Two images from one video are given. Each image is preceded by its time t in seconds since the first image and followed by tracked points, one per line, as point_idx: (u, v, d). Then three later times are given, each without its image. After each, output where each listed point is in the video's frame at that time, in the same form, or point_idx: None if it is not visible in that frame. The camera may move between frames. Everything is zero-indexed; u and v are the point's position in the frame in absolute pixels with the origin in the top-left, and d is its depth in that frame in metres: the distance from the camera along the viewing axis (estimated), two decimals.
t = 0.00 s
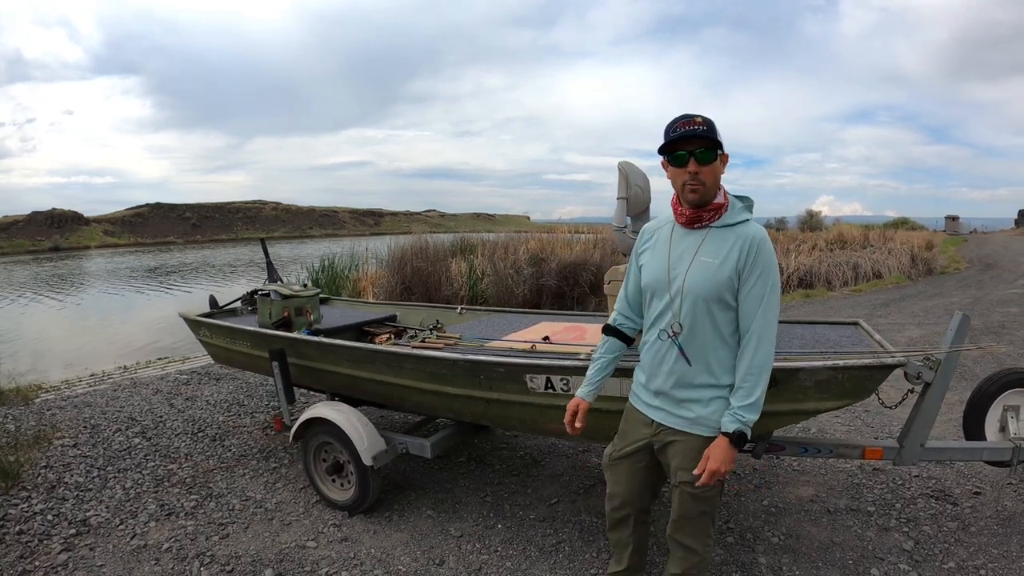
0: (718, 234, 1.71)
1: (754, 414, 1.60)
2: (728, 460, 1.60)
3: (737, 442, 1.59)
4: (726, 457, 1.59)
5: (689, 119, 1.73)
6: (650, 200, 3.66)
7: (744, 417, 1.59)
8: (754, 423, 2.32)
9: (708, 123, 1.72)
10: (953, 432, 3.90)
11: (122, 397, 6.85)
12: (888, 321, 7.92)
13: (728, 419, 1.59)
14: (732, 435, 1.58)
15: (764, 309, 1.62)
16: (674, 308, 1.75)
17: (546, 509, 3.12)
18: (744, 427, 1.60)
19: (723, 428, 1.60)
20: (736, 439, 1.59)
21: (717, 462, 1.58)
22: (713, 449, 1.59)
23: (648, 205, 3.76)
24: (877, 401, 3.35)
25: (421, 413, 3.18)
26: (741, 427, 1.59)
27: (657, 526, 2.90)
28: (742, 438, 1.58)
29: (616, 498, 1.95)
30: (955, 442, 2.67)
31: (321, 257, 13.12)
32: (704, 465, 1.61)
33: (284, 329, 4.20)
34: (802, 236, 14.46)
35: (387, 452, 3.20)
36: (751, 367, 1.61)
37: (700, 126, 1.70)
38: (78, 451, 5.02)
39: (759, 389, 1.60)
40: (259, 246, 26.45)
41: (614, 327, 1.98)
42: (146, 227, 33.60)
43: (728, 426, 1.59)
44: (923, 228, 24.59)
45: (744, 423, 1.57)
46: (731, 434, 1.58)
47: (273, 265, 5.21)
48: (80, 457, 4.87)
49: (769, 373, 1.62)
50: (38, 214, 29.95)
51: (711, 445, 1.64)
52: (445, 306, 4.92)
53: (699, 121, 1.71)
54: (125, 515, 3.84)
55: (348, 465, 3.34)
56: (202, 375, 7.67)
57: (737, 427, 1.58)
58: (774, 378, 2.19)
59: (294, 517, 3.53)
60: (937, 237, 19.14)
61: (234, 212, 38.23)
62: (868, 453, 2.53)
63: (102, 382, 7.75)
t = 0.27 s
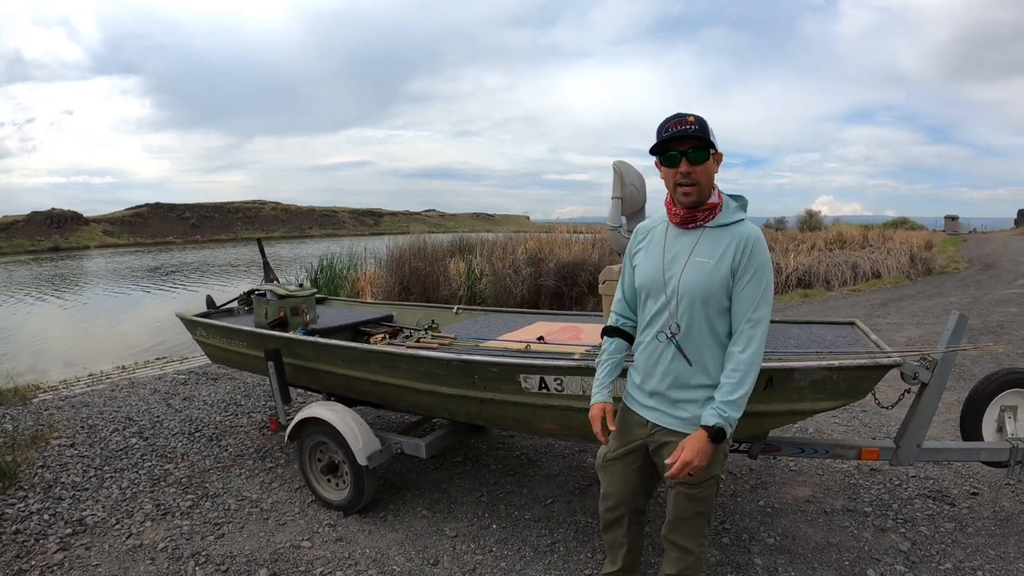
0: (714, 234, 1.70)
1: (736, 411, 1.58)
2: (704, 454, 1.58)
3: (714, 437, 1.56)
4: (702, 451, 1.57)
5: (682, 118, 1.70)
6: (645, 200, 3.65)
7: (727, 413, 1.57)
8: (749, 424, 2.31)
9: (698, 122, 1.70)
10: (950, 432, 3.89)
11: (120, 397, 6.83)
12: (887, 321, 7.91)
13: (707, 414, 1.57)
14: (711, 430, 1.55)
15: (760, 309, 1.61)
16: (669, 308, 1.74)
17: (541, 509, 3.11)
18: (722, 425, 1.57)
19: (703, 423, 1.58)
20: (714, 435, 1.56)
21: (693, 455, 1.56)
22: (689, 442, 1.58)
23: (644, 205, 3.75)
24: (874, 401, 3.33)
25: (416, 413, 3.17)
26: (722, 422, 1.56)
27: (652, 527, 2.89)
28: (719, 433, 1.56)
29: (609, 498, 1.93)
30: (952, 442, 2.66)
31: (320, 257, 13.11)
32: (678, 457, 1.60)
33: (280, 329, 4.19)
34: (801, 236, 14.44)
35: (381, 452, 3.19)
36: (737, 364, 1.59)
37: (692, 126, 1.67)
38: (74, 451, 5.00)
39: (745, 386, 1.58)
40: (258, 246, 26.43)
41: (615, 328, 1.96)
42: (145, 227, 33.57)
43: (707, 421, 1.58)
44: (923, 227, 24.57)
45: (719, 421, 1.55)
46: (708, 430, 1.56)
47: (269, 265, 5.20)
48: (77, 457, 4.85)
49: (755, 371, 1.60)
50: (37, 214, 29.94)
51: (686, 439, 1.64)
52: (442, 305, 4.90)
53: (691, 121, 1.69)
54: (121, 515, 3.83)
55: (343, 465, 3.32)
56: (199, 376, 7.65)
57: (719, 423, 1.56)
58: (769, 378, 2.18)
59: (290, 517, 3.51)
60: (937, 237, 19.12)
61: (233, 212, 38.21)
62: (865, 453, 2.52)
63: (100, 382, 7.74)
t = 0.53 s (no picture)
0: (702, 235, 1.68)
1: (753, 418, 1.57)
2: (733, 465, 1.57)
3: (738, 447, 1.56)
4: (730, 462, 1.56)
5: (643, 127, 1.70)
6: (642, 200, 3.64)
7: (745, 422, 1.56)
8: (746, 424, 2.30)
9: (657, 127, 1.67)
10: (949, 433, 3.88)
11: (118, 397, 6.82)
12: (886, 321, 7.90)
13: (729, 426, 1.56)
14: (735, 441, 1.54)
15: (747, 311, 1.58)
16: (658, 308, 1.74)
17: (538, 509, 3.10)
18: (745, 433, 1.56)
19: (724, 434, 1.57)
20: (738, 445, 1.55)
21: (722, 467, 1.54)
22: (717, 453, 1.56)
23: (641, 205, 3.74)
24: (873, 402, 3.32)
25: (412, 412, 3.15)
26: (743, 431, 1.55)
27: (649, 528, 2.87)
28: (743, 443, 1.55)
29: (602, 498, 1.92)
30: (950, 443, 2.65)
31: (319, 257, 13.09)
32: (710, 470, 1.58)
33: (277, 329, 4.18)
34: (801, 235, 14.43)
35: (378, 452, 3.17)
36: (745, 370, 1.57)
37: (648, 133, 1.67)
38: (72, 451, 4.99)
39: (755, 391, 1.57)
40: (257, 246, 26.41)
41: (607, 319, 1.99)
42: (145, 227, 33.55)
43: (729, 432, 1.56)
44: (922, 227, 24.54)
45: (744, 432, 1.53)
46: (730, 440, 1.55)
47: (267, 265, 5.19)
48: (75, 457, 4.84)
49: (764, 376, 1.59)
50: (37, 214, 29.93)
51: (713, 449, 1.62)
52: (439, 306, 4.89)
53: (650, 128, 1.68)
54: (118, 515, 3.81)
55: (339, 465, 3.31)
56: (198, 376, 7.64)
57: (740, 433, 1.54)
58: (765, 379, 2.17)
59: (287, 517, 3.50)
60: (936, 237, 19.11)
61: (233, 212, 38.20)
62: (862, 454, 2.50)
63: (98, 382, 7.73)
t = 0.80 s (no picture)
0: (682, 236, 1.65)
1: (735, 427, 1.54)
2: (713, 476, 1.57)
3: (718, 458, 1.55)
4: (710, 473, 1.57)
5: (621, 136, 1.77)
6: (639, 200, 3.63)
7: (724, 432, 1.53)
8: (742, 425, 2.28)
9: (627, 137, 1.72)
10: (948, 433, 3.87)
11: (116, 397, 6.81)
12: (886, 321, 7.88)
13: (709, 436, 1.54)
14: (713, 451, 1.54)
15: (721, 316, 1.53)
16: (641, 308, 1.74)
17: (534, 509, 3.09)
18: (726, 444, 1.54)
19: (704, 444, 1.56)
20: (719, 456, 1.55)
21: (702, 480, 1.56)
22: (696, 465, 1.57)
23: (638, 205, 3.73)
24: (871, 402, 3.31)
25: (408, 413, 3.14)
26: (722, 442, 1.54)
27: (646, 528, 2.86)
28: (723, 453, 1.54)
29: (596, 495, 1.93)
30: (949, 444, 2.63)
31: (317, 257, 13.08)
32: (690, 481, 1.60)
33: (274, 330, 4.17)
34: (800, 235, 14.41)
35: (374, 452, 3.16)
36: (721, 378, 1.54)
37: (618, 143, 1.74)
38: (70, 451, 4.97)
39: (735, 400, 1.53)
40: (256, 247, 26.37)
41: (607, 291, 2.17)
42: (144, 227, 33.52)
43: (709, 443, 1.55)
44: (922, 227, 24.48)
45: (723, 442, 1.52)
46: (710, 451, 1.55)
47: (264, 265, 5.18)
48: (72, 457, 4.83)
49: (745, 384, 1.53)
50: (37, 215, 29.91)
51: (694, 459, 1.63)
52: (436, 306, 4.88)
53: (622, 137, 1.74)
54: (114, 515, 3.80)
55: (335, 465, 3.29)
56: (196, 376, 7.62)
57: (719, 443, 1.53)
58: (761, 379, 2.16)
59: (283, 517, 3.49)
60: (936, 237, 19.08)
61: (232, 212, 38.16)
62: (860, 454, 2.49)
63: (97, 382, 7.71)
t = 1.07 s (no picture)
0: (674, 237, 1.64)
1: (669, 430, 1.51)
2: (632, 472, 1.56)
3: (643, 455, 1.54)
4: (630, 470, 1.56)
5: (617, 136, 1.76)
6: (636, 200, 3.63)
7: (657, 431, 1.52)
8: (738, 426, 2.27)
9: (623, 137, 1.72)
10: (947, 433, 3.86)
11: (115, 397, 6.81)
12: (885, 320, 7.87)
13: (639, 431, 1.53)
14: (638, 447, 1.53)
15: (690, 319, 1.52)
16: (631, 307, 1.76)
17: (532, 510, 3.08)
18: (652, 443, 1.52)
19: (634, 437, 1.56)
20: (645, 455, 1.54)
21: (618, 472, 1.56)
22: (616, 456, 1.57)
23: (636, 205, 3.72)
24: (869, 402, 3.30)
25: (405, 413, 3.14)
26: (650, 441, 1.52)
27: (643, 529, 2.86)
28: (648, 453, 1.52)
29: (594, 492, 1.94)
30: (947, 444, 2.62)
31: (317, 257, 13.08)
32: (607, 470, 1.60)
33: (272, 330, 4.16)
34: (800, 235, 14.41)
35: (371, 453, 3.16)
36: (676, 378, 1.52)
37: (614, 143, 1.74)
38: (68, 452, 4.97)
39: (678, 402, 1.51)
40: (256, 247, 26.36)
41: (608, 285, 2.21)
42: (144, 227, 33.51)
43: (637, 437, 1.54)
44: (921, 226, 24.40)
45: (648, 438, 1.51)
46: (635, 446, 1.54)
47: (262, 265, 5.18)
48: (71, 457, 4.83)
49: (696, 388, 1.50)
50: (37, 215, 29.91)
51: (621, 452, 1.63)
52: (434, 306, 4.88)
53: (618, 137, 1.74)
54: (113, 515, 3.79)
55: (332, 465, 3.29)
56: (195, 376, 7.62)
57: (647, 440, 1.52)
58: (758, 380, 2.15)
59: (281, 517, 3.48)
60: (936, 236, 19.08)
61: (232, 212, 38.15)
62: (857, 455, 2.48)
63: (96, 382, 7.71)
